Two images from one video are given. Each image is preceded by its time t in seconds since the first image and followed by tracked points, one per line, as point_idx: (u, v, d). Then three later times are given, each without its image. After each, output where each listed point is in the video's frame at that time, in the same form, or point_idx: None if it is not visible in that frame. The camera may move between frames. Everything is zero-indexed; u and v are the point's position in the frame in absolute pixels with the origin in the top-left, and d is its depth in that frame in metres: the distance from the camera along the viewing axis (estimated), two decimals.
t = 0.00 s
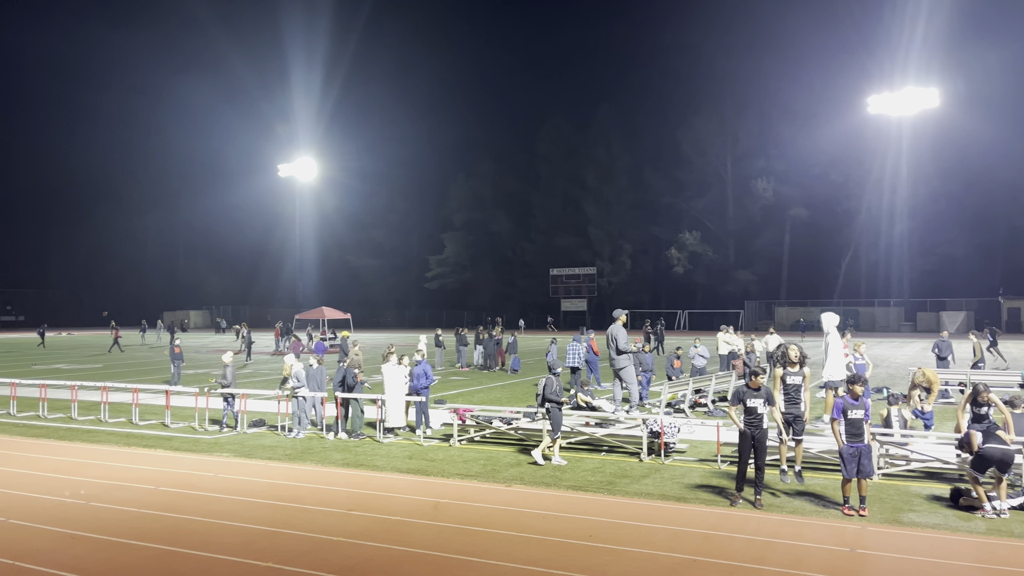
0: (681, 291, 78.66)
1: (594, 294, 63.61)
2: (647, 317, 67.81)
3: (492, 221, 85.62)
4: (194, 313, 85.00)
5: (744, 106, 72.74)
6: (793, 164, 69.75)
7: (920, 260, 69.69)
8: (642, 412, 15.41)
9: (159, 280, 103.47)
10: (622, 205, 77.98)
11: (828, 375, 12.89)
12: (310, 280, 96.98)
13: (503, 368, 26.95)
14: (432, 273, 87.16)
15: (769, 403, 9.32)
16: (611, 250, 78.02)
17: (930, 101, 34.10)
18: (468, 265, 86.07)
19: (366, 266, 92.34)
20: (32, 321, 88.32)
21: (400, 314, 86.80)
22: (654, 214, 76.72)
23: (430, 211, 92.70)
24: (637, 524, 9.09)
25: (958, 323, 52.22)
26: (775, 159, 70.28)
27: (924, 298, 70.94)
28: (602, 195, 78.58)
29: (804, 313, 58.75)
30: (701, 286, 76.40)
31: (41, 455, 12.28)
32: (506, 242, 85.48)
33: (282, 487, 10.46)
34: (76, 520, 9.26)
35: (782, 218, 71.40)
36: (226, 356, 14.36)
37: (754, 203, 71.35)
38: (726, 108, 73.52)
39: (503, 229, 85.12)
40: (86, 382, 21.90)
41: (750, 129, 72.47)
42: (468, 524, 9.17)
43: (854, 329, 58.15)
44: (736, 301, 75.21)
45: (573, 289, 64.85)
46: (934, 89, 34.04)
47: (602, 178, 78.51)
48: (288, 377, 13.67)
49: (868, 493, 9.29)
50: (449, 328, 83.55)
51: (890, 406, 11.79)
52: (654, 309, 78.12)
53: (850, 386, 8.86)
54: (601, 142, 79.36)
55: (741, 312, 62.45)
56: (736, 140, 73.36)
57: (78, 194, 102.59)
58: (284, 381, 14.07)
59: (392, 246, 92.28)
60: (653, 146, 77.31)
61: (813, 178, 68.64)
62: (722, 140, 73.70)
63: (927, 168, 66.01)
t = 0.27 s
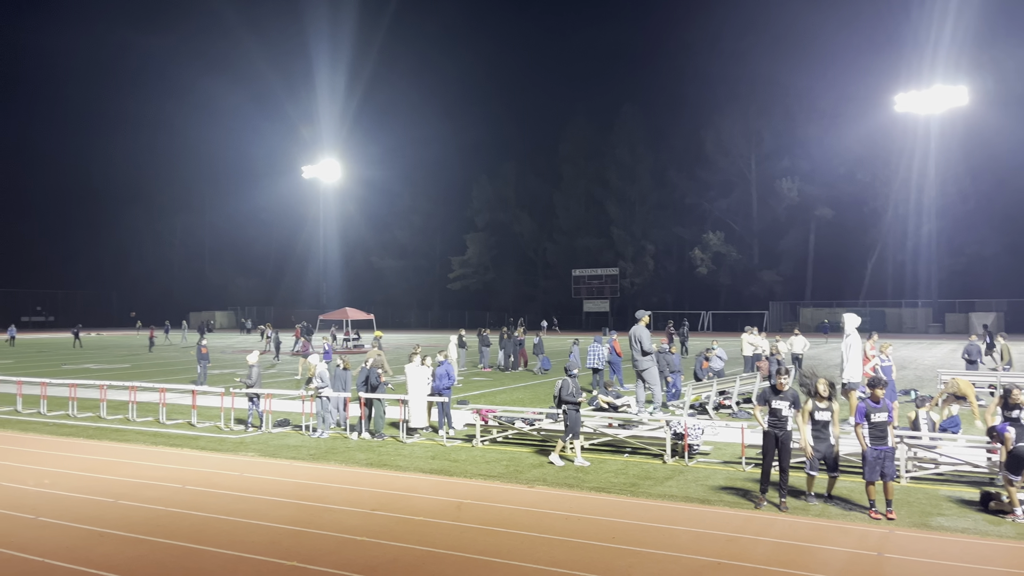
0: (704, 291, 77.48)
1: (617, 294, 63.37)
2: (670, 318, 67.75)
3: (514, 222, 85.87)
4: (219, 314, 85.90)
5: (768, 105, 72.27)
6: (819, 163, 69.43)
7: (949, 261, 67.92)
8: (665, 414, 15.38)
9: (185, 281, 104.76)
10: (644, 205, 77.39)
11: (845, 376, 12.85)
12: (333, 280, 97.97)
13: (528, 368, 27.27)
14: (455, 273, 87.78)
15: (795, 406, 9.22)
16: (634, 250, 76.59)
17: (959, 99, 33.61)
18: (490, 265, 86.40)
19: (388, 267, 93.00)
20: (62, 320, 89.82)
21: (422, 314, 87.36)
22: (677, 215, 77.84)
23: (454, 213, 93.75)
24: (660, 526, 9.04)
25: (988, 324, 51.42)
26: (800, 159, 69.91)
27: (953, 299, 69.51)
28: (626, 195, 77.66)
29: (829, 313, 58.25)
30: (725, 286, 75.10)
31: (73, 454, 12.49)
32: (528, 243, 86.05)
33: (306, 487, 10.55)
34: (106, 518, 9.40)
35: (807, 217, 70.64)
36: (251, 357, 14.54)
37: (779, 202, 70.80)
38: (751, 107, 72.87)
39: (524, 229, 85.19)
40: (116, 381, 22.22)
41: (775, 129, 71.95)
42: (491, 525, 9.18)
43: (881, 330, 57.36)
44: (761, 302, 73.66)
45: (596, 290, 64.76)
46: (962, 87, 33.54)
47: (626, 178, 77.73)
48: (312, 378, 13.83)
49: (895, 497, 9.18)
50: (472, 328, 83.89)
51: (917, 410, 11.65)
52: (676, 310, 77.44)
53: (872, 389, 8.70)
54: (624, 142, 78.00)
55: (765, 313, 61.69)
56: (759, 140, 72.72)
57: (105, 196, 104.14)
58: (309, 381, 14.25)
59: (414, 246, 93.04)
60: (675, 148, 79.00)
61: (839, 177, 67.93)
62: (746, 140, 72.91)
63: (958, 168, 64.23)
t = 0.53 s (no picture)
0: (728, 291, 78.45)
1: (640, 294, 63.08)
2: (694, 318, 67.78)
3: (537, 222, 86.28)
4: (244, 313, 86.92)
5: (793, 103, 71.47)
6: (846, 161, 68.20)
7: (977, 259, 67.51)
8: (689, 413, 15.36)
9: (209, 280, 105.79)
10: (668, 204, 76.44)
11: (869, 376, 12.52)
12: (356, 279, 99.05)
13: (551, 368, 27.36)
14: (477, 273, 88.21)
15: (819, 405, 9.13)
16: (657, 250, 75.58)
17: (987, 94, 33.09)
18: (513, 265, 86.84)
19: (410, 267, 93.70)
20: (90, 321, 91.33)
21: (445, 314, 88.04)
22: (701, 214, 77.59)
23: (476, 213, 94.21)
24: (684, 526, 9.01)
25: (1019, 323, 50.84)
26: (826, 156, 68.67)
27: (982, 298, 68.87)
28: (649, 194, 76.93)
29: (856, 312, 57.82)
30: (750, 286, 75.31)
31: (103, 451, 12.70)
32: (551, 243, 86.37)
33: (331, 485, 10.63)
34: (135, 514, 9.54)
35: (833, 216, 69.96)
36: (275, 357, 14.72)
37: (804, 200, 70.12)
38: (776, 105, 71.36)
39: (547, 228, 85.41)
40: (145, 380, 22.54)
41: (801, 126, 70.65)
42: (514, 524, 9.19)
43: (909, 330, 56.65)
44: (786, 301, 73.40)
45: (618, 290, 64.60)
46: (991, 81, 33.02)
47: (649, 176, 77.13)
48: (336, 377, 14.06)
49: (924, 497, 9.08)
50: (494, 328, 84.13)
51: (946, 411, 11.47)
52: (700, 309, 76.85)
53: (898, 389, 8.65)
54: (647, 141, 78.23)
55: (790, 313, 61.22)
56: (784, 139, 71.46)
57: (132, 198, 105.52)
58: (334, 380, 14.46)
59: (436, 247, 93.75)
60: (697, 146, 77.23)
61: (865, 174, 67.37)
62: (772, 138, 71.53)
63: (988, 165, 63.13)
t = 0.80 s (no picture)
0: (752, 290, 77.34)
1: (663, 293, 62.90)
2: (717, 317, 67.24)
3: (560, 220, 86.19)
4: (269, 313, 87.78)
5: (818, 100, 70.81)
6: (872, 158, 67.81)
7: (1010, 257, 65.74)
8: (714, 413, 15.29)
9: (235, 281, 106.99)
10: (692, 202, 76.13)
11: (891, 371, 12.41)
12: (378, 278, 99.67)
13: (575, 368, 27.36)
14: (499, 272, 88.29)
15: (840, 404, 9.03)
16: (681, 248, 75.43)
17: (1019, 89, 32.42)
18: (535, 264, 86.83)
19: (433, 266, 94.30)
20: (120, 320, 92.37)
21: (467, 314, 88.24)
22: (725, 212, 76.09)
23: (497, 212, 94.25)
24: (709, 526, 8.95)
25: None
26: (851, 153, 68.24)
27: (1014, 297, 67.09)
28: (672, 192, 76.72)
29: (882, 311, 56.99)
30: (774, 283, 74.60)
31: (133, 449, 12.91)
32: (573, 242, 85.86)
33: (355, 484, 10.69)
34: (164, 511, 9.68)
35: (859, 213, 69.17)
36: (302, 356, 14.88)
37: (829, 197, 69.39)
38: (800, 101, 71.24)
39: (569, 227, 85.36)
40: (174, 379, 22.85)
41: (826, 123, 70.15)
42: (537, 523, 9.19)
43: (938, 329, 55.63)
44: (811, 300, 72.49)
45: (641, 288, 64.34)
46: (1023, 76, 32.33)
47: (672, 175, 76.74)
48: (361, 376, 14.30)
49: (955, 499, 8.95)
50: (516, 327, 84.10)
51: (976, 409, 11.31)
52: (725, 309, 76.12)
53: (930, 388, 8.59)
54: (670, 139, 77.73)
55: (816, 311, 60.50)
56: (809, 135, 71.07)
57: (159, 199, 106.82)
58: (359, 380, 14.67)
59: (458, 246, 94.26)
60: (722, 144, 76.91)
61: (892, 171, 66.49)
62: (797, 136, 71.17)
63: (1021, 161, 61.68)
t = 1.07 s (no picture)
0: (777, 289, 76.60)
1: (687, 291, 62.68)
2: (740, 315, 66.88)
3: (582, 219, 86.07)
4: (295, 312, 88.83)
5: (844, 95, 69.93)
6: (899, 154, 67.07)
7: None
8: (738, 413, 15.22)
9: (260, 280, 108.08)
10: (715, 200, 75.65)
11: (918, 370, 12.23)
12: (401, 278, 100.48)
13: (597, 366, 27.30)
14: (522, 271, 88.60)
15: (857, 402, 8.94)
16: (704, 247, 75.01)
17: None
18: (556, 263, 86.89)
19: (455, 265, 94.97)
20: (148, 319, 93.60)
21: (490, 313, 88.69)
22: (749, 209, 75.41)
23: (519, 211, 94.51)
24: (732, 526, 8.91)
25: None
26: (877, 149, 67.44)
27: None
28: (695, 190, 76.34)
29: (909, 309, 56.49)
30: (800, 282, 74.23)
31: (160, 447, 13.08)
32: (596, 240, 86.09)
33: (378, 482, 10.77)
34: (190, 508, 9.79)
35: (885, 210, 68.58)
36: (326, 355, 15.00)
37: (855, 194, 68.80)
38: (825, 97, 70.30)
39: (592, 225, 85.42)
40: (201, 377, 23.12)
41: (852, 119, 69.40)
42: (560, 522, 9.19)
43: (968, 326, 54.94)
44: (837, 298, 72.00)
45: (664, 287, 64.11)
46: None
47: (695, 172, 76.28)
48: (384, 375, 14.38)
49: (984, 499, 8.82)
50: (539, 326, 84.19)
51: (1005, 408, 11.15)
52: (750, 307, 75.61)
53: (965, 388, 8.48)
54: (693, 137, 76.98)
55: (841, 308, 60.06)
56: (835, 132, 70.15)
57: (185, 199, 108.05)
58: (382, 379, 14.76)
59: (481, 245, 94.90)
60: (746, 142, 76.82)
61: (920, 167, 65.78)
62: (822, 132, 70.34)
63: None
